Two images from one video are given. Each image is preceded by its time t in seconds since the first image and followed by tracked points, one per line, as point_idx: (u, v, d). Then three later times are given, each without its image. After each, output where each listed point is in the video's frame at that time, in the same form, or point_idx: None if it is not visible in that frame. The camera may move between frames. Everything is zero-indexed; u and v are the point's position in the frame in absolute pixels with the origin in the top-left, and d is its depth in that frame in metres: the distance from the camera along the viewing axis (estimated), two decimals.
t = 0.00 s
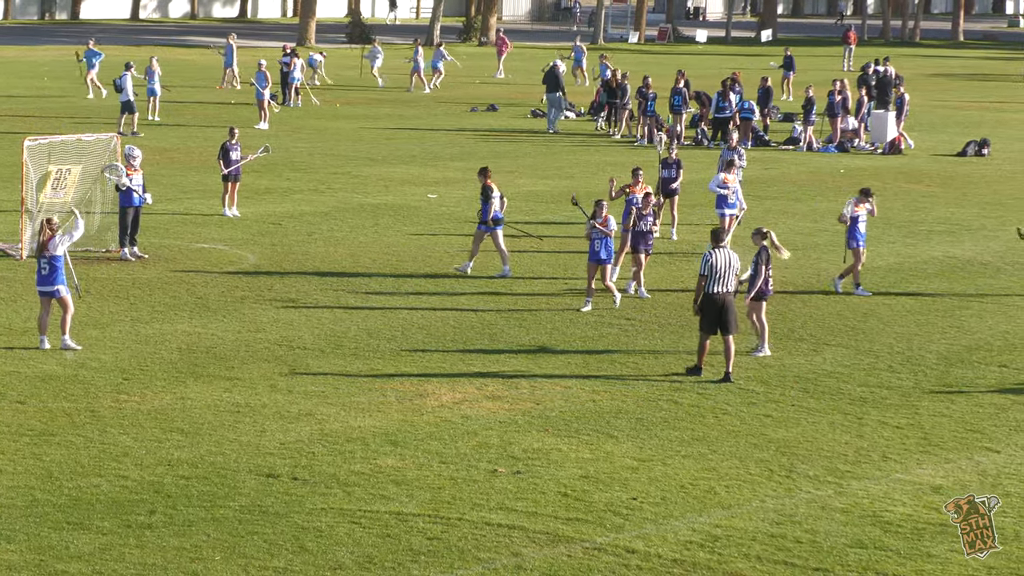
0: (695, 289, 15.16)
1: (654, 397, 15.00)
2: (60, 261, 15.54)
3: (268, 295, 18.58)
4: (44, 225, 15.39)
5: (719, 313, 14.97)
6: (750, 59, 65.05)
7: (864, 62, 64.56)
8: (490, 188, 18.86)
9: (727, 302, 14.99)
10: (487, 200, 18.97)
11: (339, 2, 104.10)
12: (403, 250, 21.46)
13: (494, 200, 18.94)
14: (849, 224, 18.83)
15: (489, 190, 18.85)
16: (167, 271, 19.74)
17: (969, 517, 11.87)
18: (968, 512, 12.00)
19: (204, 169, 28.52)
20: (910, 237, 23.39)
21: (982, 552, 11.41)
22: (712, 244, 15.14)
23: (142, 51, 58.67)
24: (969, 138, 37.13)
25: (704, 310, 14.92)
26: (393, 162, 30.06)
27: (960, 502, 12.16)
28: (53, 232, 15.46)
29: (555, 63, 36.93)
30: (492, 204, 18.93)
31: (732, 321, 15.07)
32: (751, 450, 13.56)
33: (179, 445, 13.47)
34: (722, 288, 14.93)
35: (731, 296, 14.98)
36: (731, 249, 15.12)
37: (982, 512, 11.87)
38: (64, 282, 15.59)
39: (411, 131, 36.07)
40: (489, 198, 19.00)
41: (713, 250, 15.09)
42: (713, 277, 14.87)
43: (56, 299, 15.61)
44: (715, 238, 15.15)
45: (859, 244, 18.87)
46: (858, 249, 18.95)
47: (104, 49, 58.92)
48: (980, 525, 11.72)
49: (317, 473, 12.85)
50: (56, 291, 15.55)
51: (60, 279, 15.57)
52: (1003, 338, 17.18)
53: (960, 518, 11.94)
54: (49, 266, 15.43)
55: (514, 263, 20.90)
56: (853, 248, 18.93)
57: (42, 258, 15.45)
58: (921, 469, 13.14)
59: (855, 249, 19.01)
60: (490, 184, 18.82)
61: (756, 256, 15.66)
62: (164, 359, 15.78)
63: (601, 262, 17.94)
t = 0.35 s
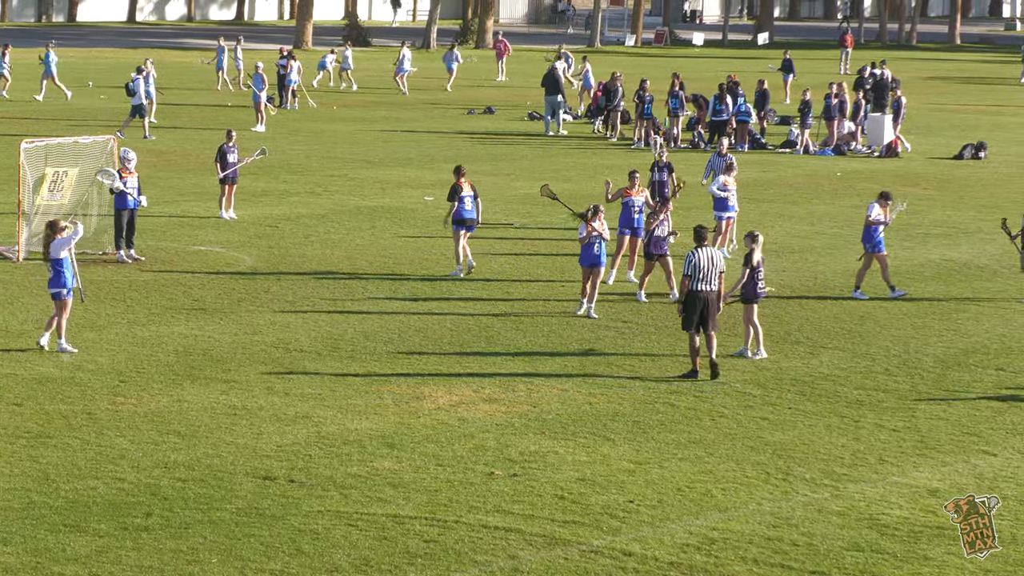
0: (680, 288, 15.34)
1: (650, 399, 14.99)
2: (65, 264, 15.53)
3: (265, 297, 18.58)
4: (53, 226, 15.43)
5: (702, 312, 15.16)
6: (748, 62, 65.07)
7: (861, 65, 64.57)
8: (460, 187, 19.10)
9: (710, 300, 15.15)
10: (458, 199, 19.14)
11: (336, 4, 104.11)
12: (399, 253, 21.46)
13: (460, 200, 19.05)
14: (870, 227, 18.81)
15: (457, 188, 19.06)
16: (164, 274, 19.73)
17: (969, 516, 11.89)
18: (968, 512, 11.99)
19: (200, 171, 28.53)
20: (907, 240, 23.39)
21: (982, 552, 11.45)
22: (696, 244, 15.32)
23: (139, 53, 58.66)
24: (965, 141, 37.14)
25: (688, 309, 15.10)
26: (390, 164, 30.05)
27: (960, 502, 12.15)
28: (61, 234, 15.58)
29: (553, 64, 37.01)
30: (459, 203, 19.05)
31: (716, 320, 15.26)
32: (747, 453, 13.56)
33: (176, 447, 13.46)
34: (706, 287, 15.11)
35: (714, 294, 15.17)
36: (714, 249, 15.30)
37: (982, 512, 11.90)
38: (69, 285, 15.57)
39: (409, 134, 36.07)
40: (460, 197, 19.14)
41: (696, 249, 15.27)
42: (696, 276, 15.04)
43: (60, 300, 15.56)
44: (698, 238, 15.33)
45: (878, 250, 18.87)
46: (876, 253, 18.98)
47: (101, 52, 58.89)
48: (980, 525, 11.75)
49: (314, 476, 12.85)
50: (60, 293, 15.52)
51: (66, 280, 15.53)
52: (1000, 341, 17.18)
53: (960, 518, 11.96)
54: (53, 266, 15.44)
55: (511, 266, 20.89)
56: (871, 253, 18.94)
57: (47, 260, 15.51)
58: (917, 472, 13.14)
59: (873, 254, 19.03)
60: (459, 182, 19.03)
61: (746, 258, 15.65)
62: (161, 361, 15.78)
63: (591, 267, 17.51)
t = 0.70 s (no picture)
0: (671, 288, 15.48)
1: (647, 402, 14.99)
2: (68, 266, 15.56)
3: (261, 299, 18.58)
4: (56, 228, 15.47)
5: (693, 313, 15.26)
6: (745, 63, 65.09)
7: (858, 66, 64.56)
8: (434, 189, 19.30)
9: (701, 301, 15.29)
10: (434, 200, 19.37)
11: (333, 5, 104.11)
12: (396, 255, 21.46)
13: (434, 202, 19.27)
14: (891, 229, 18.91)
15: (432, 190, 19.26)
16: (160, 276, 19.73)
17: (969, 517, 11.92)
18: (969, 512, 12.03)
19: (197, 173, 28.52)
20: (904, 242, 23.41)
21: (982, 552, 11.48)
22: (687, 245, 15.45)
23: (136, 54, 58.65)
24: (962, 144, 37.16)
25: (680, 309, 15.19)
26: (387, 167, 30.05)
27: (960, 502, 12.21)
28: (63, 235, 15.62)
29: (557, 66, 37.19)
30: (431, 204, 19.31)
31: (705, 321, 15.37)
32: (744, 455, 13.56)
33: (172, 449, 13.46)
34: (697, 288, 15.23)
35: (705, 296, 15.29)
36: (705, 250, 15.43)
37: (982, 511, 11.91)
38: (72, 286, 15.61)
39: (406, 135, 36.08)
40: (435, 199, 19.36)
41: (688, 249, 15.38)
42: (686, 277, 15.18)
43: (59, 302, 15.58)
44: (690, 239, 15.43)
45: (899, 252, 18.95)
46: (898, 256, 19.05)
47: (98, 53, 58.90)
48: (980, 525, 11.77)
49: (310, 478, 12.85)
50: (63, 295, 15.56)
51: (67, 282, 15.56)
52: (997, 343, 17.20)
53: (961, 518, 11.99)
54: (55, 269, 15.47)
55: (508, 267, 20.90)
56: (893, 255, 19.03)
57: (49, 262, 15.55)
58: (915, 474, 13.15)
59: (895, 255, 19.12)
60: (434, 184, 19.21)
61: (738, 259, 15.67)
62: (158, 363, 15.78)
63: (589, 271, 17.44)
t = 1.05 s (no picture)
0: (667, 283, 15.54)
1: (645, 401, 14.99)
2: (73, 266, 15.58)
3: (259, 298, 18.59)
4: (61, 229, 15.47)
5: (689, 307, 15.33)
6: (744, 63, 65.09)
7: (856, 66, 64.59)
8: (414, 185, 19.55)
9: (697, 296, 15.35)
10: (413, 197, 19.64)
11: (331, 5, 104.16)
12: (393, 255, 21.47)
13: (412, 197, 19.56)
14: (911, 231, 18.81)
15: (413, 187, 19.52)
16: (158, 275, 19.73)
17: (969, 516, 11.84)
18: (968, 512, 11.95)
19: (194, 172, 28.52)
20: (902, 242, 23.41)
21: (982, 552, 11.45)
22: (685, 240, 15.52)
23: (134, 54, 58.60)
24: (960, 143, 37.17)
25: (676, 303, 15.27)
26: (384, 166, 30.06)
27: (961, 502, 12.10)
28: (67, 235, 15.63)
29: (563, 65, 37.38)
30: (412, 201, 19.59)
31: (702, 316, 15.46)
32: (742, 454, 13.56)
33: (170, 449, 13.45)
34: (694, 283, 15.30)
35: (702, 291, 15.37)
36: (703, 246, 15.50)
37: (982, 511, 11.83)
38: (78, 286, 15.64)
39: (404, 135, 36.08)
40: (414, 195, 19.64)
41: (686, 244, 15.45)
42: (683, 271, 15.26)
43: (64, 301, 15.58)
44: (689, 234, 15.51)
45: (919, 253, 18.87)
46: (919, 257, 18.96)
47: (95, 53, 58.86)
48: (980, 525, 11.72)
49: (308, 477, 12.84)
50: (68, 295, 15.58)
51: (71, 281, 15.58)
52: (994, 342, 17.21)
53: (960, 518, 11.92)
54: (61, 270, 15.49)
55: (505, 267, 20.90)
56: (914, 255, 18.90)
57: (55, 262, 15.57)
58: (913, 473, 13.15)
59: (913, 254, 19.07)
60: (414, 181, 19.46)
61: (732, 258, 15.72)
62: (156, 363, 15.78)
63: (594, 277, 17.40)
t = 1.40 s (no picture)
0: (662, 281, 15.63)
1: (642, 399, 14.99)
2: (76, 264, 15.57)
3: (257, 297, 18.58)
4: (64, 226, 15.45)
5: (684, 304, 15.45)
6: (742, 62, 65.10)
7: (854, 63, 64.62)
8: (391, 179, 19.67)
9: (691, 292, 15.46)
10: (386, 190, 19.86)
11: (328, 4, 104.12)
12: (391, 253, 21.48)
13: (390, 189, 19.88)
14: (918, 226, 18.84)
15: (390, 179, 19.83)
16: (155, 274, 19.72)
17: (968, 516, 11.81)
18: (968, 512, 11.90)
19: (191, 171, 28.51)
20: (899, 240, 23.41)
21: (982, 552, 11.41)
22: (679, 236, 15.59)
23: (132, 53, 58.57)
24: (958, 141, 37.18)
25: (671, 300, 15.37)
26: (382, 164, 30.05)
27: (961, 502, 12.07)
28: (69, 232, 15.61)
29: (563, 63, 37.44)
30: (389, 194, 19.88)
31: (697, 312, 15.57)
32: (740, 452, 13.56)
33: (168, 447, 13.44)
34: (688, 279, 15.41)
35: (696, 287, 15.48)
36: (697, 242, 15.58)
37: (982, 512, 11.78)
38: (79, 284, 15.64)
39: (402, 133, 36.05)
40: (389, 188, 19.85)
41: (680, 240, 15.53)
42: (678, 267, 15.35)
43: (65, 299, 15.58)
44: (683, 230, 15.58)
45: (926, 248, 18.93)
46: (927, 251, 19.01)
47: (93, 52, 58.84)
48: (979, 525, 11.68)
49: (306, 475, 12.84)
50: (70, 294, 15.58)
51: (72, 279, 15.57)
52: (992, 339, 17.21)
53: (960, 518, 11.88)
54: (63, 268, 15.48)
55: (503, 265, 20.89)
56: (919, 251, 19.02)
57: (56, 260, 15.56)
58: (910, 471, 13.15)
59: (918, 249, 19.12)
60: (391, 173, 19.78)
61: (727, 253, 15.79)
62: (153, 361, 15.78)
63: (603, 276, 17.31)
